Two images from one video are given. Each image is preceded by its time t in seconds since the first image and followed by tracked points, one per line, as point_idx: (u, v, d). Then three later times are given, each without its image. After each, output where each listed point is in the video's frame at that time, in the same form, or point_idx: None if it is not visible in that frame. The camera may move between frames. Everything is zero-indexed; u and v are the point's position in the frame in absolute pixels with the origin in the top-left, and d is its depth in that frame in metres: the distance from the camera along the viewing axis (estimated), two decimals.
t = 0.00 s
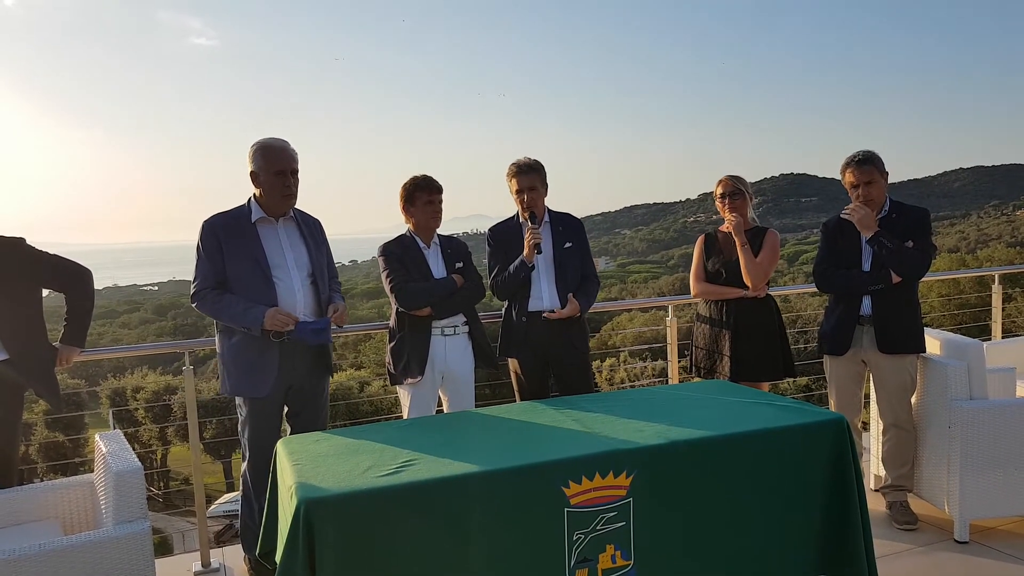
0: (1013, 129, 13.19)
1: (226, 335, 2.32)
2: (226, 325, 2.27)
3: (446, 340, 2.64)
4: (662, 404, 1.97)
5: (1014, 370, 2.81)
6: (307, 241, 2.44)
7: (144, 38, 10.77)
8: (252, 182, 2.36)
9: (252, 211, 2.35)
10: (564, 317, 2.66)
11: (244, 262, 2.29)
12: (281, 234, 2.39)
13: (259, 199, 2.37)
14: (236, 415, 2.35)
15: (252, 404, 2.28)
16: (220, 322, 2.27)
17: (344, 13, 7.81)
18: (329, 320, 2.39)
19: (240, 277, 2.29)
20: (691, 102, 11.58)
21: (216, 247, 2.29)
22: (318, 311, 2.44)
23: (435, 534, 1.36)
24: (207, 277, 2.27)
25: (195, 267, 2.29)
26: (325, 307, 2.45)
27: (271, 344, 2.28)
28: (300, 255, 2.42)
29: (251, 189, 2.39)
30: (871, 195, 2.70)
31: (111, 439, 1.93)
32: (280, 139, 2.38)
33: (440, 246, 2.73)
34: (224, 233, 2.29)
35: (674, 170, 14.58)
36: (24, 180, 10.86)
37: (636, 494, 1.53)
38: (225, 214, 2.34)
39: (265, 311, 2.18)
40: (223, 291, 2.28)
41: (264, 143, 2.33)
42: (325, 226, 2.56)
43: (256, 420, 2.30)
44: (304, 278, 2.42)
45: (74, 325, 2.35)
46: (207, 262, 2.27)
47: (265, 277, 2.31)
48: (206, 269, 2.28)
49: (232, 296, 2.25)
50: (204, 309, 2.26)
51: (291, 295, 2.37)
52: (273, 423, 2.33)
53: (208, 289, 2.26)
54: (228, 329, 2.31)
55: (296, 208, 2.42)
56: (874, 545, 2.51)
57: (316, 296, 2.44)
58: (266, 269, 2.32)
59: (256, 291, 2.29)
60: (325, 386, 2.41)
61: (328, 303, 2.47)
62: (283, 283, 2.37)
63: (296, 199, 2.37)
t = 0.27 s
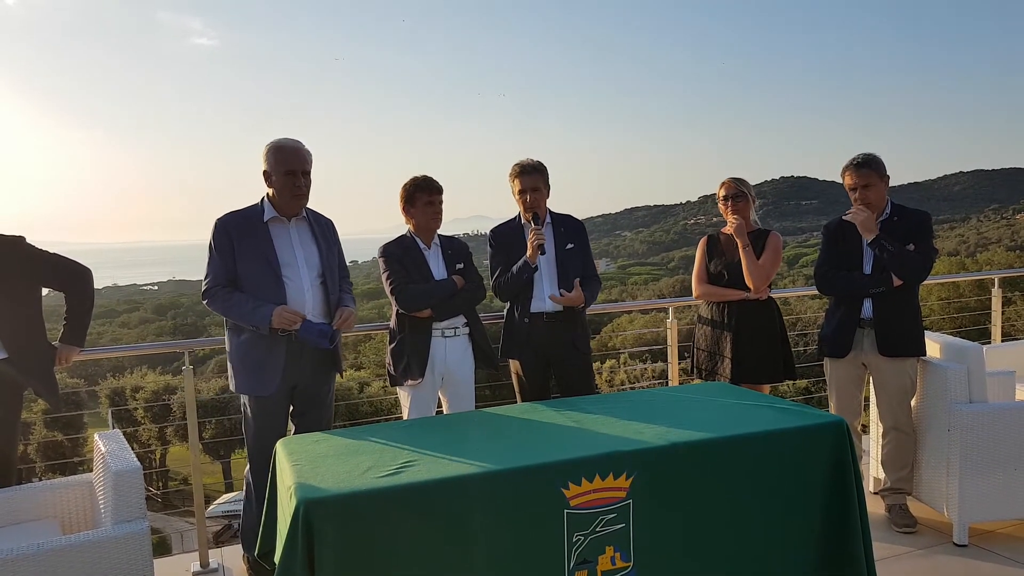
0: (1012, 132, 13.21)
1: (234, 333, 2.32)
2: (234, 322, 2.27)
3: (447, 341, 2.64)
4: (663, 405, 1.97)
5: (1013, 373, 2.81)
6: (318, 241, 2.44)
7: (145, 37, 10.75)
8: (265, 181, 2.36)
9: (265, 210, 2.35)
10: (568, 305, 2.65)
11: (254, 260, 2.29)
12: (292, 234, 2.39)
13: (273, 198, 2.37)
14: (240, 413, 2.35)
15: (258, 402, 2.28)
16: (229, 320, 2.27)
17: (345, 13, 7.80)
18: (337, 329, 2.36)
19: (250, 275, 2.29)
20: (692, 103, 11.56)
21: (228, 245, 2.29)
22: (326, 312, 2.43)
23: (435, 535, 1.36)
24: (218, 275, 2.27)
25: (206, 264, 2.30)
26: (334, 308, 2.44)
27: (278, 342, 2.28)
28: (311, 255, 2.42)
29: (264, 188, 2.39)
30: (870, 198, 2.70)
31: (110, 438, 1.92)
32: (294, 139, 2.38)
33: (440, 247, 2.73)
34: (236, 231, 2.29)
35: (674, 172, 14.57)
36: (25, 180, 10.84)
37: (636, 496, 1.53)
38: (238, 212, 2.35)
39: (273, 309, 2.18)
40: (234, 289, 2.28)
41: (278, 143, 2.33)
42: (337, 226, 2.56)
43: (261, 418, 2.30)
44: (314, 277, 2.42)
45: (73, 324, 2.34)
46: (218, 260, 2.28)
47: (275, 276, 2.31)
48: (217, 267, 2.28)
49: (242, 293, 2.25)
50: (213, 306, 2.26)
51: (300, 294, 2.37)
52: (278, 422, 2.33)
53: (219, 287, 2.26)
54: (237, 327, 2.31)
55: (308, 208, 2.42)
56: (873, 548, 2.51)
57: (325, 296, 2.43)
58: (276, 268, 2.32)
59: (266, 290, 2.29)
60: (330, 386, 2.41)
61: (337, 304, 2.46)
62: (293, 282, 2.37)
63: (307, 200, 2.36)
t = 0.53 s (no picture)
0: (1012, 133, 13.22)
1: (235, 329, 2.32)
2: (235, 319, 2.28)
3: (446, 341, 2.63)
4: (663, 406, 1.97)
5: (1013, 373, 2.81)
6: (324, 243, 2.44)
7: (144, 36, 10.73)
8: (276, 180, 2.36)
9: (273, 209, 2.35)
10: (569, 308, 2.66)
11: (259, 258, 2.29)
12: (299, 235, 2.39)
13: (282, 197, 2.37)
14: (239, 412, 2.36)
15: (256, 401, 2.29)
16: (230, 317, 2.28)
17: (344, 12, 7.81)
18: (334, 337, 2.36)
19: (254, 274, 2.29)
20: (692, 103, 11.55)
21: (234, 242, 2.29)
22: (327, 315, 2.43)
23: (435, 535, 1.36)
24: (222, 271, 2.27)
25: (212, 260, 2.31)
26: (334, 312, 2.43)
27: (276, 342, 2.28)
28: (315, 257, 2.41)
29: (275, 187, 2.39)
30: (869, 199, 2.71)
31: (110, 438, 1.92)
32: (308, 141, 2.37)
33: (440, 247, 2.73)
34: (243, 229, 2.29)
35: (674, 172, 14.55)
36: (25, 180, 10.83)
37: (636, 496, 1.53)
38: (247, 209, 2.35)
39: (274, 310, 2.19)
40: (237, 286, 2.29)
41: (291, 144, 2.32)
42: (346, 228, 2.55)
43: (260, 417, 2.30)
44: (316, 279, 2.41)
45: (73, 325, 2.34)
46: (224, 256, 2.28)
47: (278, 275, 2.31)
48: (222, 263, 2.29)
49: (245, 291, 2.25)
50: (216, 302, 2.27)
51: (302, 295, 2.37)
52: (275, 422, 2.32)
53: (222, 283, 2.27)
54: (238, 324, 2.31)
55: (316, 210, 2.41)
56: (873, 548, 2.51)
57: (327, 299, 2.43)
58: (280, 268, 2.32)
59: (269, 289, 2.29)
60: (330, 387, 2.41)
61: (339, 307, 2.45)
62: (295, 283, 2.37)
63: (315, 202, 2.35)
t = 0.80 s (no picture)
0: (1011, 134, 13.22)
1: (234, 329, 2.32)
2: (234, 319, 2.28)
3: (446, 342, 2.63)
4: (663, 407, 1.97)
5: (1013, 375, 2.81)
6: (324, 244, 2.44)
7: (145, 37, 10.76)
8: (279, 180, 2.36)
9: (274, 210, 2.36)
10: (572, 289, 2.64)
11: (258, 258, 2.30)
12: (298, 235, 2.39)
13: (284, 198, 2.38)
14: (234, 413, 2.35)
15: (251, 402, 2.28)
16: (229, 317, 2.28)
17: (345, 12, 7.83)
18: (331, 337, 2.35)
19: (253, 274, 2.29)
20: (691, 104, 11.55)
21: (234, 241, 2.29)
22: (325, 317, 2.42)
23: (434, 536, 1.36)
24: (221, 270, 2.28)
25: (211, 259, 2.31)
26: (332, 313, 2.42)
27: (274, 342, 2.28)
28: (315, 257, 2.41)
29: (277, 188, 2.39)
30: (873, 198, 2.70)
31: (111, 438, 1.92)
32: (312, 142, 2.38)
33: (440, 248, 2.73)
34: (243, 229, 2.29)
35: (673, 173, 14.58)
36: (26, 180, 10.84)
37: (636, 497, 1.53)
38: (248, 209, 2.36)
39: (271, 309, 2.19)
40: (236, 286, 2.29)
41: (294, 145, 2.33)
42: (346, 231, 2.55)
43: (254, 418, 2.29)
44: (315, 280, 2.41)
45: (75, 324, 2.34)
46: (223, 256, 2.28)
47: (277, 275, 2.32)
48: (222, 262, 2.29)
49: (244, 290, 2.26)
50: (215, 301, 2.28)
51: (301, 296, 2.37)
52: (272, 422, 2.32)
53: (221, 282, 2.27)
54: (237, 324, 2.31)
55: (317, 210, 2.41)
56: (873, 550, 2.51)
57: (325, 300, 2.42)
58: (279, 268, 2.32)
59: (268, 289, 2.29)
60: (326, 389, 2.40)
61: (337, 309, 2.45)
62: (294, 283, 2.37)
63: (316, 202, 2.35)
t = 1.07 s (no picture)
0: (1011, 135, 13.23)
1: (226, 332, 2.33)
2: (226, 321, 2.28)
3: (446, 343, 2.63)
4: (664, 408, 1.97)
5: (1013, 376, 2.81)
6: (315, 245, 2.44)
7: (146, 38, 10.77)
8: (269, 182, 2.37)
9: (264, 211, 2.36)
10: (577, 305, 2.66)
11: (249, 260, 2.30)
12: (289, 237, 2.40)
13: (273, 199, 2.38)
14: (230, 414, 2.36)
15: (246, 404, 2.29)
16: (221, 319, 2.29)
17: (345, 13, 7.84)
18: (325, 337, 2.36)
19: (244, 276, 2.30)
20: (690, 105, 11.56)
21: (224, 244, 2.30)
22: (317, 317, 2.43)
23: (435, 537, 1.36)
24: (212, 273, 2.29)
25: (202, 262, 2.32)
26: (324, 314, 2.43)
27: (266, 344, 2.28)
28: (306, 258, 2.42)
29: (267, 190, 2.40)
30: (874, 199, 2.70)
31: (111, 440, 1.93)
32: (302, 144, 2.39)
33: (441, 249, 2.73)
34: (233, 231, 2.30)
35: (674, 174, 14.59)
36: (27, 181, 10.84)
37: (637, 498, 1.53)
38: (238, 212, 2.36)
39: (262, 311, 2.19)
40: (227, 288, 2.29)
41: (284, 147, 2.33)
42: (337, 231, 2.55)
43: (249, 420, 2.30)
44: (306, 281, 2.41)
45: (76, 326, 2.34)
46: (214, 258, 2.29)
47: (268, 277, 2.32)
48: (212, 265, 2.30)
49: (234, 293, 2.26)
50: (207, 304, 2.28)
51: (292, 297, 2.37)
52: (268, 425, 2.33)
53: (212, 285, 2.28)
54: (229, 326, 2.32)
55: (307, 211, 2.42)
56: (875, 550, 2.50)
57: (317, 301, 2.43)
58: (269, 270, 2.32)
59: (258, 291, 2.30)
60: (322, 393, 2.41)
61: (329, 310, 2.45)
62: (285, 284, 2.37)
63: (306, 203, 2.36)
